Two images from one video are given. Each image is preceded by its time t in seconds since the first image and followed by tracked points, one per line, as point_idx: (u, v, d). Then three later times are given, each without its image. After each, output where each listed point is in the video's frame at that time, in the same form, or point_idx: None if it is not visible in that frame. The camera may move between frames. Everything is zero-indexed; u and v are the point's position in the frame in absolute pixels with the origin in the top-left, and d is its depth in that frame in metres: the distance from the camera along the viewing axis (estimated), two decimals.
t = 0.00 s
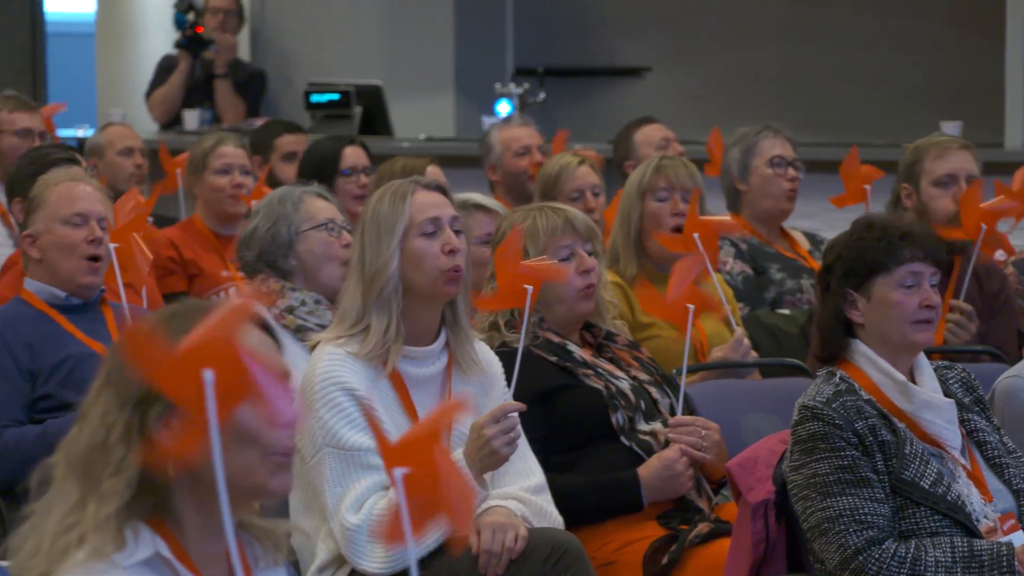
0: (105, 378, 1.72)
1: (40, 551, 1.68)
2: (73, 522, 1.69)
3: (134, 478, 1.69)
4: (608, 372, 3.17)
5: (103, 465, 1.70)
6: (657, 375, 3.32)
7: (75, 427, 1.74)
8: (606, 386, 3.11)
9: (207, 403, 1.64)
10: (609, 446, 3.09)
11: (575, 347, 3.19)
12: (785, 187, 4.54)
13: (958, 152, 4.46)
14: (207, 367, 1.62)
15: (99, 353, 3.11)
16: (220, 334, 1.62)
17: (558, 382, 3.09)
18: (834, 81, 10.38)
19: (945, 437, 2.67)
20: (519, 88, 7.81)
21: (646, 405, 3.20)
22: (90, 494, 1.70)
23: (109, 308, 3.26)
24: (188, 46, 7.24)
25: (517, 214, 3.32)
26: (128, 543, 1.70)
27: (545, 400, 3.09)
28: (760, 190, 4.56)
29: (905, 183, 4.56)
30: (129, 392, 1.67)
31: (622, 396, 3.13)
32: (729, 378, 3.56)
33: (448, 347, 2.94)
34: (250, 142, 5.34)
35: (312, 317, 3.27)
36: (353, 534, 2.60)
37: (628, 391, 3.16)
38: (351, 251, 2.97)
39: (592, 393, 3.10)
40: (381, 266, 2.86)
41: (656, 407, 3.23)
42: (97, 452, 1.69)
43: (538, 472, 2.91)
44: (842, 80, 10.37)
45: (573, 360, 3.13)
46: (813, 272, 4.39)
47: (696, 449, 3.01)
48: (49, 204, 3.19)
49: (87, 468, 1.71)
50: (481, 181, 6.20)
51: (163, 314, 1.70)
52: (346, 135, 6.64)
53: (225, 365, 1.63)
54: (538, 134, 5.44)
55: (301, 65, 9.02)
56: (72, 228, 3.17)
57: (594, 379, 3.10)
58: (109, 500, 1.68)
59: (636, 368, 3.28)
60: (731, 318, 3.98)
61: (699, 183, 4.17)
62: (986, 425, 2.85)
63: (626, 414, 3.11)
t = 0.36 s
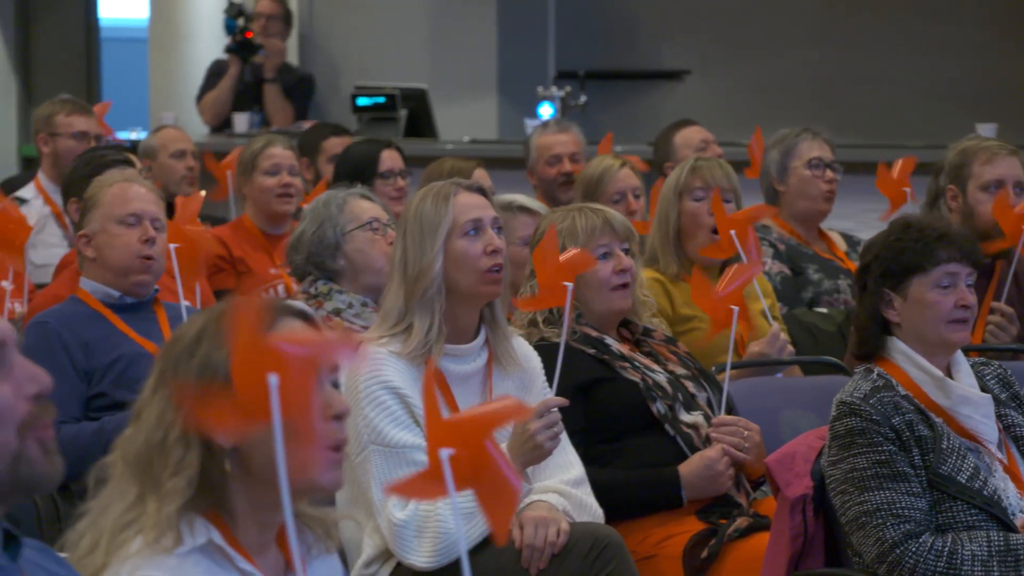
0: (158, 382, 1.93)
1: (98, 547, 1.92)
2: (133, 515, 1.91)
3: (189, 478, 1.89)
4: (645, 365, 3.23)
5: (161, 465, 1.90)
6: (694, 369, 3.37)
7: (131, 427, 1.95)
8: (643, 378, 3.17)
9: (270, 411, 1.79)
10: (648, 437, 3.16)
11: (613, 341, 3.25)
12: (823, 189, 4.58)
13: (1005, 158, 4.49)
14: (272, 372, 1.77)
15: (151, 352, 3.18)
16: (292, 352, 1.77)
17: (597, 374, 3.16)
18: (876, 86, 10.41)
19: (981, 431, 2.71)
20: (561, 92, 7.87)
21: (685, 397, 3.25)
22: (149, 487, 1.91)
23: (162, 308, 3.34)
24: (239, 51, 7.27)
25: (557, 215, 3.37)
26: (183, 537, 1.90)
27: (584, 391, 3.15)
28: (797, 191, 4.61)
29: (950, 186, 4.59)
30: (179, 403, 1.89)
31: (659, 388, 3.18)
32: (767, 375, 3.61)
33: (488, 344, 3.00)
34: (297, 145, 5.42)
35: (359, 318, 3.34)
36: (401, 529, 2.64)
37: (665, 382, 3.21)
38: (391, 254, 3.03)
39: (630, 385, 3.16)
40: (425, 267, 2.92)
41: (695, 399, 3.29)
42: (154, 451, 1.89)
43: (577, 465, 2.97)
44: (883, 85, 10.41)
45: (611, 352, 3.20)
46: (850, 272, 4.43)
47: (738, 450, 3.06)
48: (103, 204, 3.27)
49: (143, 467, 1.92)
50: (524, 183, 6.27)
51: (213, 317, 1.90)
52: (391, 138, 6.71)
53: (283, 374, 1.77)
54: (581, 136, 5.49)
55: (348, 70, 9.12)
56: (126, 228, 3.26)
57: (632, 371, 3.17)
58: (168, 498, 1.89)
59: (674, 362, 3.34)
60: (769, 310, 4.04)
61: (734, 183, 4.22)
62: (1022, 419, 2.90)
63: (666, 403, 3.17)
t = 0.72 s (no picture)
0: (205, 380, 2.00)
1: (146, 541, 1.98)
2: (178, 511, 1.96)
3: (233, 473, 1.96)
4: (682, 358, 3.28)
5: (204, 459, 1.96)
6: (731, 362, 3.42)
7: (180, 423, 2.01)
8: (680, 371, 3.23)
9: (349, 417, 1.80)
10: (686, 427, 3.22)
11: (649, 336, 3.31)
12: (858, 192, 4.62)
13: None
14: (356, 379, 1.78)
15: (199, 351, 3.25)
16: (377, 360, 1.78)
17: (634, 366, 3.23)
18: (911, 91, 10.44)
19: (1015, 428, 2.74)
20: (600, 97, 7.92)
21: (722, 387, 3.29)
22: (194, 484, 1.97)
23: (210, 309, 3.41)
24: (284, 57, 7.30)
25: (595, 214, 3.44)
26: (228, 533, 1.95)
27: (622, 383, 3.22)
28: (833, 194, 4.66)
29: (983, 190, 4.62)
30: (228, 398, 1.96)
31: (696, 381, 3.23)
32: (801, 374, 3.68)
33: (526, 341, 3.07)
34: (342, 149, 5.50)
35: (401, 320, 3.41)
36: (443, 523, 2.70)
37: (702, 375, 3.26)
38: (432, 255, 3.08)
39: (668, 377, 3.22)
40: (466, 269, 2.97)
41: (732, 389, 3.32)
42: (199, 444, 1.95)
43: (616, 457, 3.03)
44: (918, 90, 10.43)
45: (648, 347, 3.26)
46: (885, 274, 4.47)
47: (775, 444, 3.15)
48: (156, 205, 3.35)
49: (189, 463, 1.98)
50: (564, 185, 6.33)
51: (256, 318, 1.99)
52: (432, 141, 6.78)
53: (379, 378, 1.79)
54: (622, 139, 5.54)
55: (390, 74, 9.17)
56: (178, 230, 3.34)
57: (669, 363, 3.23)
58: (212, 492, 1.95)
59: (710, 356, 3.38)
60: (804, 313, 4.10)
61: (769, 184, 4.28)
62: None
63: (704, 395, 3.22)
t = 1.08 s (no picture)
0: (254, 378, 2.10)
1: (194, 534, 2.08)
2: (227, 505, 2.07)
3: (283, 468, 2.05)
4: (719, 362, 3.33)
5: (254, 455, 2.07)
6: (766, 365, 3.47)
7: (228, 418, 2.12)
8: (716, 375, 3.28)
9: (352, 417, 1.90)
10: (723, 430, 3.27)
11: (688, 339, 3.35)
12: (889, 196, 4.67)
13: None
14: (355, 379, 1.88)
15: (242, 349, 3.32)
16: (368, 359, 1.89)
17: (670, 371, 3.28)
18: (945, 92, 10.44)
19: None
20: (635, 99, 7.97)
21: (756, 391, 3.35)
22: (243, 478, 2.07)
23: (252, 308, 3.48)
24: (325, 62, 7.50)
25: (638, 216, 3.49)
26: (273, 527, 2.03)
27: (658, 387, 3.28)
28: (863, 197, 4.71)
29: (983, 191, 4.68)
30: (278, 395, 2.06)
31: (732, 384, 3.29)
32: (833, 373, 3.73)
33: (565, 343, 3.12)
34: (383, 152, 5.57)
35: (442, 321, 3.48)
36: (481, 521, 2.78)
37: (737, 378, 3.32)
38: (472, 257, 3.15)
39: (704, 381, 3.27)
40: (504, 272, 3.04)
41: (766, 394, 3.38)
42: (248, 442, 2.06)
43: (651, 457, 3.09)
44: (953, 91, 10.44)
45: (686, 350, 3.30)
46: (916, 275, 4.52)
47: (805, 441, 3.21)
48: (198, 207, 3.43)
49: (238, 458, 2.08)
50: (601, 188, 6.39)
51: (305, 317, 2.06)
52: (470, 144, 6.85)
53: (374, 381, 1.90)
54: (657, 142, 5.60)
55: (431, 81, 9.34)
56: (219, 232, 3.41)
57: (705, 367, 3.28)
58: (262, 487, 2.04)
59: (746, 359, 3.44)
60: (838, 314, 4.15)
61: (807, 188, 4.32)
62: None
63: (738, 400, 3.28)
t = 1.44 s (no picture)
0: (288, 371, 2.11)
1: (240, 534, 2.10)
2: (267, 501, 2.10)
3: (320, 460, 2.07)
4: (755, 359, 3.38)
5: (292, 448, 2.08)
6: (802, 363, 3.53)
7: (264, 417, 2.14)
8: (753, 373, 3.33)
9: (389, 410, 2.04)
10: (758, 429, 3.32)
11: (724, 338, 3.41)
12: (922, 193, 4.72)
13: None
14: (393, 373, 2.03)
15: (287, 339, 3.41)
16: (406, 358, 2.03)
17: (708, 369, 3.34)
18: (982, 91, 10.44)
19: None
20: (673, 99, 8.03)
21: (792, 390, 3.40)
22: (281, 474, 2.09)
23: (297, 301, 3.58)
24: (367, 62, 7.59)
25: (673, 215, 3.54)
26: (313, 519, 2.05)
27: (696, 385, 3.33)
28: (898, 195, 4.76)
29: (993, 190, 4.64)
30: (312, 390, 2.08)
31: (769, 382, 3.35)
32: (868, 368, 3.79)
33: (604, 341, 3.17)
34: (424, 151, 5.65)
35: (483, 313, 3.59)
36: (519, 513, 2.84)
37: (774, 377, 3.37)
38: (512, 255, 3.22)
39: (740, 379, 3.32)
40: (544, 267, 3.11)
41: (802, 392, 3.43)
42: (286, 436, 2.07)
43: (688, 452, 3.13)
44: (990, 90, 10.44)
45: (723, 349, 3.36)
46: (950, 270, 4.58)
47: (840, 437, 3.26)
48: (244, 206, 3.50)
49: (275, 453, 2.09)
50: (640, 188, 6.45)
51: (335, 313, 2.12)
52: (509, 144, 6.93)
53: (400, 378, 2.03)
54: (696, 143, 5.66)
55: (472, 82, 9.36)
56: (264, 228, 3.48)
57: (742, 366, 3.32)
58: (301, 479, 2.06)
59: (782, 357, 3.50)
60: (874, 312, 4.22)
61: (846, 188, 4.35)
62: None
63: (773, 398, 3.34)
